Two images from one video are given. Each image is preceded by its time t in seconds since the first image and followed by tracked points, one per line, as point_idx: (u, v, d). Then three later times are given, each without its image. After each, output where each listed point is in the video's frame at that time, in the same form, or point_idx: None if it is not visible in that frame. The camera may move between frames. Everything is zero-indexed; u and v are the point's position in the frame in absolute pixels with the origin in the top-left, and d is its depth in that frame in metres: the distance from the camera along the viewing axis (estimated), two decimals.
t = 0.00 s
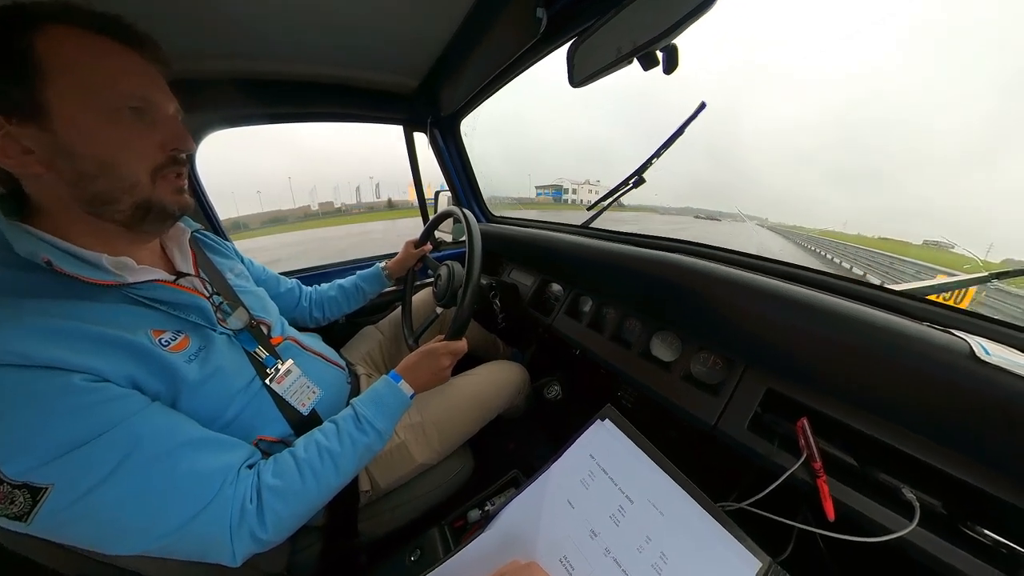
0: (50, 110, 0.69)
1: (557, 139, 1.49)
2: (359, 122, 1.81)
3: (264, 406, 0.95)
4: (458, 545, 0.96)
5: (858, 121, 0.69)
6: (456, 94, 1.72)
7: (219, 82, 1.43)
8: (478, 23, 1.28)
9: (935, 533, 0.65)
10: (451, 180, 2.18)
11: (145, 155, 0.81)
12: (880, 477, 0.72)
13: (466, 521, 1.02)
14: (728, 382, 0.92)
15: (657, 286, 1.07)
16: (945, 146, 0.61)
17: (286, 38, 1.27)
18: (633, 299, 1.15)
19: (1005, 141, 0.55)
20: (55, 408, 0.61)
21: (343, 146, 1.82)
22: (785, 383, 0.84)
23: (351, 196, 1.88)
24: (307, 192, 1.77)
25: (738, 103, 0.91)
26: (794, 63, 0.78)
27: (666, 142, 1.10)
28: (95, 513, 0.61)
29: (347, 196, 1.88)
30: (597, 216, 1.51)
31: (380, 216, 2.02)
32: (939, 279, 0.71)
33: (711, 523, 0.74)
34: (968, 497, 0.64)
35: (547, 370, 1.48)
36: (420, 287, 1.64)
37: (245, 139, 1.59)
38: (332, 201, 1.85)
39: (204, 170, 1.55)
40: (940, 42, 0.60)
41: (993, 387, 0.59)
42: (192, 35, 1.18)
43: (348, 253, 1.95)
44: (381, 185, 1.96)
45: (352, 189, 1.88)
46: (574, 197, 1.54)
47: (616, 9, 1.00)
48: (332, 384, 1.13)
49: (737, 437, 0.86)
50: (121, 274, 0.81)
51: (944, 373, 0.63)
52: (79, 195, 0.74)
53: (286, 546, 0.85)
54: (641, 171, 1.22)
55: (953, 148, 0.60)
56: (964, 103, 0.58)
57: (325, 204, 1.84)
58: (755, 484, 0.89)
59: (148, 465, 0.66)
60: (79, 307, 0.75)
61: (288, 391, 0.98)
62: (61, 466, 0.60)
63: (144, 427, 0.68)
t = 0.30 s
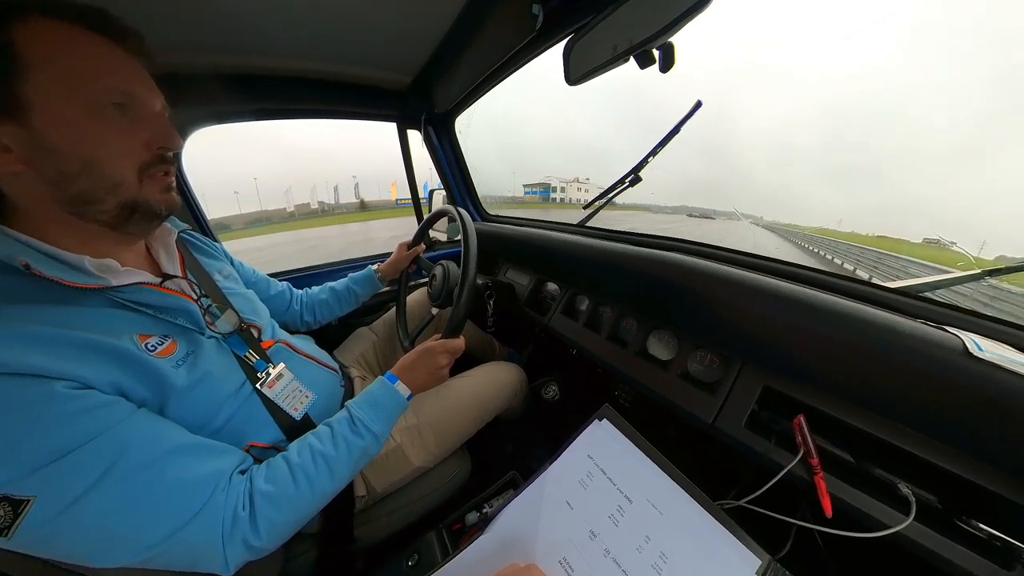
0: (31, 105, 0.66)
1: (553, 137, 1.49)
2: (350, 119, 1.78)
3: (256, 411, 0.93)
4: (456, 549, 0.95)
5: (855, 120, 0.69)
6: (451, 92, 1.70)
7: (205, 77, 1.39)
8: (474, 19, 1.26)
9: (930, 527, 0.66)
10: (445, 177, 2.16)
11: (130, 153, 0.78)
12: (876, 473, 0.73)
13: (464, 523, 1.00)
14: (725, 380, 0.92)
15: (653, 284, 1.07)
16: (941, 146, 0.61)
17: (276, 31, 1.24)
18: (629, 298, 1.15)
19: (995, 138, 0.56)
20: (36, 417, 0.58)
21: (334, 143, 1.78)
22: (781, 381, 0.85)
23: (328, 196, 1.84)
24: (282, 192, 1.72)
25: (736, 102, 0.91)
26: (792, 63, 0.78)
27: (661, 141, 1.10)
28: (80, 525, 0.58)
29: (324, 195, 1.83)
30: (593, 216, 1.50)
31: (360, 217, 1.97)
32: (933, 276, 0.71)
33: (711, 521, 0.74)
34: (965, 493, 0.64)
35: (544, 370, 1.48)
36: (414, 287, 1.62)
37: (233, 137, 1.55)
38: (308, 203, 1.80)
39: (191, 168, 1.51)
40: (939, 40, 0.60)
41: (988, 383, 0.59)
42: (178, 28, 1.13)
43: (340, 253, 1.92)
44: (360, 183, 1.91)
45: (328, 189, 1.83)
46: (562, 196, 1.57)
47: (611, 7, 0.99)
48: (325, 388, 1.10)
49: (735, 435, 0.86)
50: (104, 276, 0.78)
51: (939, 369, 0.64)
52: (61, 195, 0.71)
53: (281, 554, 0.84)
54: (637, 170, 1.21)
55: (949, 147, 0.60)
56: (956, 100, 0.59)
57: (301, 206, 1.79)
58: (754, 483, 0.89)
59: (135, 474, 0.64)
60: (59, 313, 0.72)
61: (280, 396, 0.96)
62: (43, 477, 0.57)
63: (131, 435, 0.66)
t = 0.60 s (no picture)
0: (1, 102, 0.62)
1: (550, 136, 1.47)
2: (341, 117, 1.73)
3: (248, 418, 0.90)
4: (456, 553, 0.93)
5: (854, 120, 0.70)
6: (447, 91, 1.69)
7: (190, 72, 1.34)
8: (468, 17, 1.24)
9: (930, 521, 0.67)
10: (441, 176, 2.13)
11: (106, 151, 0.74)
12: (874, 468, 0.74)
13: (463, 526, 0.99)
14: (724, 378, 0.93)
15: (651, 283, 1.07)
16: (932, 145, 0.61)
17: (262, 26, 1.19)
18: (626, 297, 1.15)
19: (983, 135, 0.56)
20: (15, 431, 0.55)
21: (325, 141, 1.74)
22: (778, 377, 0.86)
23: (305, 197, 1.75)
24: (255, 192, 1.63)
25: (736, 100, 0.91)
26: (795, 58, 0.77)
27: (657, 139, 1.10)
28: (64, 543, 0.55)
29: (300, 196, 1.74)
30: (591, 216, 1.49)
31: (349, 217, 1.92)
32: (927, 272, 0.72)
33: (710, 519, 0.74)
34: (962, 486, 0.66)
35: (542, 371, 1.47)
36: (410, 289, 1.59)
37: (220, 134, 1.50)
38: (283, 204, 1.71)
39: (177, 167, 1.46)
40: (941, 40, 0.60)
41: (983, 378, 0.60)
42: (158, 23, 1.09)
43: (332, 253, 1.88)
44: (339, 183, 1.83)
45: (305, 189, 1.74)
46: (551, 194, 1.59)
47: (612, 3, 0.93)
48: (319, 393, 1.08)
49: (736, 433, 0.87)
50: (85, 283, 0.74)
51: (935, 365, 0.65)
52: (34, 197, 0.67)
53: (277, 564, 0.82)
54: (634, 168, 1.21)
55: (944, 148, 0.60)
56: (951, 103, 0.58)
57: (276, 208, 1.71)
58: (755, 480, 0.90)
59: (123, 487, 0.61)
60: (36, 320, 0.68)
61: (273, 403, 0.93)
62: (25, 493, 0.54)
63: (117, 447, 0.63)
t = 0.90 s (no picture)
0: None
1: (545, 135, 1.47)
2: (333, 114, 1.70)
3: (241, 424, 0.87)
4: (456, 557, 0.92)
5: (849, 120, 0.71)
6: (440, 90, 1.67)
7: (177, 69, 1.31)
8: (464, 15, 1.23)
9: (927, 513, 0.68)
10: (434, 175, 2.11)
11: (94, 152, 0.72)
12: (871, 463, 0.75)
13: (462, 530, 0.98)
14: (721, 377, 0.93)
15: (648, 282, 1.07)
16: (932, 144, 0.62)
17: (251, 21, 1.16)
18: (623, 297, 1.15)
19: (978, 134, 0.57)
20: None
21: (316, 140, 1.71)
22: (775, 373, 0.86)
23: (280, 197, 1.68)
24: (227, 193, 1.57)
25: (731, 99, 0.92)
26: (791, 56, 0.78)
27: (651, 139, 1.11)
28: (51, 556, 0.53)
29: (274, 198, 1.68)
30: (587, 215, 1.48)
31: (345, 217, 1.88)
32: (921, 269, 0.73)
33: (711, 516, 0.74)
34: (956, 478, 0.67)
35: (540, 371, 1.47)
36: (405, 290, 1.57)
37: (209, 133, 1.47)
38: (256, 206, 1.65)
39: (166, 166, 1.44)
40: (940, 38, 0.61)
41: (977, 372, 0.62)
42: (143, 17, 1.06)
43: (324, 254, 1.85)
44: (319, 184, 1.76)
45: (280, 190, 1.67)
46: (539, 192, 1.62)
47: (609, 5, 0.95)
48: (314, 398, 1.06)
49: (735, 431, 0.87)
50: (69, 285, 0.72)
51: (929, 361, 0.66)
52: (16, 199, 0.64)
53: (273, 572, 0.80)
54: (626, 168, 1.22)
55: (943, 147, 0.61)
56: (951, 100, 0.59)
57: (248, 210, 1.64)
58: (753, 477, 0.91)
59: (111, 497, 0.59)
60: (18, 325, 0.66)
61: (265, 408, 0.91)
62: (8, 504, 0.51)
63: (106, 454, 0.61)
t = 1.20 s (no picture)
0: None
1: (539, 132, 1.46)
2: (323, 111, 1.68)
3: (228, 431, 0.85)
4: (452, 564, 0.90)
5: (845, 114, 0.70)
6: (432, 86, 1.66)
7: (163, 62, 1.28)
8: (456, 10, 1.22)
9: (926, 511, 0.68)
10: (427, 174, 2.08)
11: (68, 148, 0.68)
12: (871, 461, 0.74)
13: (459, 535, 0.96)
14: (719, 375, 0.92)
15: (644, 281, 1.06)
16: (924, 141, 0.62)
17: (237, 13, 1.14)
18: (620, 296, 1.13)
19: (976, 132, 0.57)
20: None
21: (307, 138, 1.69)
22: (772, 373, 0.86)
23: (251, 200, 1.63)
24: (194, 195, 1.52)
25: (723, 93, 0.91)
26: (788, 49, 0.77)
27: (646, 137, 1.10)
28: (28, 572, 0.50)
29: (246, 200, 1.62)
30: (582, 213, 1.46)
31: (334, 216, 1.88)
32: (917, 266, 0.73)
33: (710, 517, 0.73)
34: (954, 475, 0.67)
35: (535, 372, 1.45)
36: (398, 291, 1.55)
37: (196, 129, 1.44)
38: (228, 208, 1.60)
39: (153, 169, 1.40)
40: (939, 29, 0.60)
41: (971, 369, 0.62)
42: (123, 8, 1.02)
43: (316, 254, 1.83)
44: (290, 189, 1.71)
45: (251, 191, 1.61)
46: (523, 190, 1.65)
47: None
48: (303, 402, 1.03)
49: (733, 431, 0.86)
50: (46, 288, 0.69)
51: (927, 358, 0.66)
52: None
53: None
54: (621, 166, 1.21)
55: (936, 143, 0.61)
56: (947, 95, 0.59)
57: (220, 211, 1.59)
58: (751, 476, 0.91)
59: (91, 508, 0.56)
60: None
61: (253, 414, 0.88)
62: None
63: (86, 463, 0.58)
